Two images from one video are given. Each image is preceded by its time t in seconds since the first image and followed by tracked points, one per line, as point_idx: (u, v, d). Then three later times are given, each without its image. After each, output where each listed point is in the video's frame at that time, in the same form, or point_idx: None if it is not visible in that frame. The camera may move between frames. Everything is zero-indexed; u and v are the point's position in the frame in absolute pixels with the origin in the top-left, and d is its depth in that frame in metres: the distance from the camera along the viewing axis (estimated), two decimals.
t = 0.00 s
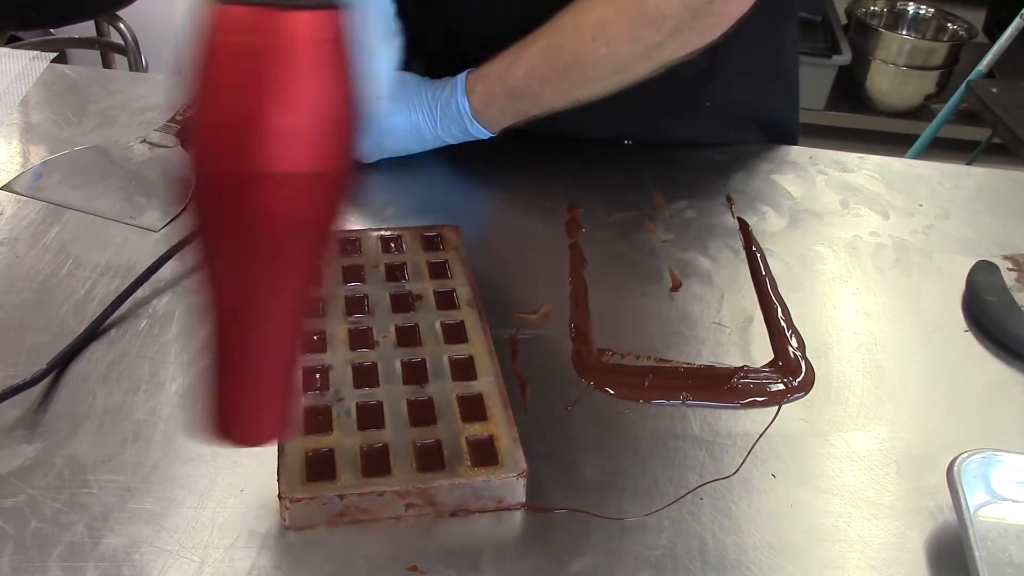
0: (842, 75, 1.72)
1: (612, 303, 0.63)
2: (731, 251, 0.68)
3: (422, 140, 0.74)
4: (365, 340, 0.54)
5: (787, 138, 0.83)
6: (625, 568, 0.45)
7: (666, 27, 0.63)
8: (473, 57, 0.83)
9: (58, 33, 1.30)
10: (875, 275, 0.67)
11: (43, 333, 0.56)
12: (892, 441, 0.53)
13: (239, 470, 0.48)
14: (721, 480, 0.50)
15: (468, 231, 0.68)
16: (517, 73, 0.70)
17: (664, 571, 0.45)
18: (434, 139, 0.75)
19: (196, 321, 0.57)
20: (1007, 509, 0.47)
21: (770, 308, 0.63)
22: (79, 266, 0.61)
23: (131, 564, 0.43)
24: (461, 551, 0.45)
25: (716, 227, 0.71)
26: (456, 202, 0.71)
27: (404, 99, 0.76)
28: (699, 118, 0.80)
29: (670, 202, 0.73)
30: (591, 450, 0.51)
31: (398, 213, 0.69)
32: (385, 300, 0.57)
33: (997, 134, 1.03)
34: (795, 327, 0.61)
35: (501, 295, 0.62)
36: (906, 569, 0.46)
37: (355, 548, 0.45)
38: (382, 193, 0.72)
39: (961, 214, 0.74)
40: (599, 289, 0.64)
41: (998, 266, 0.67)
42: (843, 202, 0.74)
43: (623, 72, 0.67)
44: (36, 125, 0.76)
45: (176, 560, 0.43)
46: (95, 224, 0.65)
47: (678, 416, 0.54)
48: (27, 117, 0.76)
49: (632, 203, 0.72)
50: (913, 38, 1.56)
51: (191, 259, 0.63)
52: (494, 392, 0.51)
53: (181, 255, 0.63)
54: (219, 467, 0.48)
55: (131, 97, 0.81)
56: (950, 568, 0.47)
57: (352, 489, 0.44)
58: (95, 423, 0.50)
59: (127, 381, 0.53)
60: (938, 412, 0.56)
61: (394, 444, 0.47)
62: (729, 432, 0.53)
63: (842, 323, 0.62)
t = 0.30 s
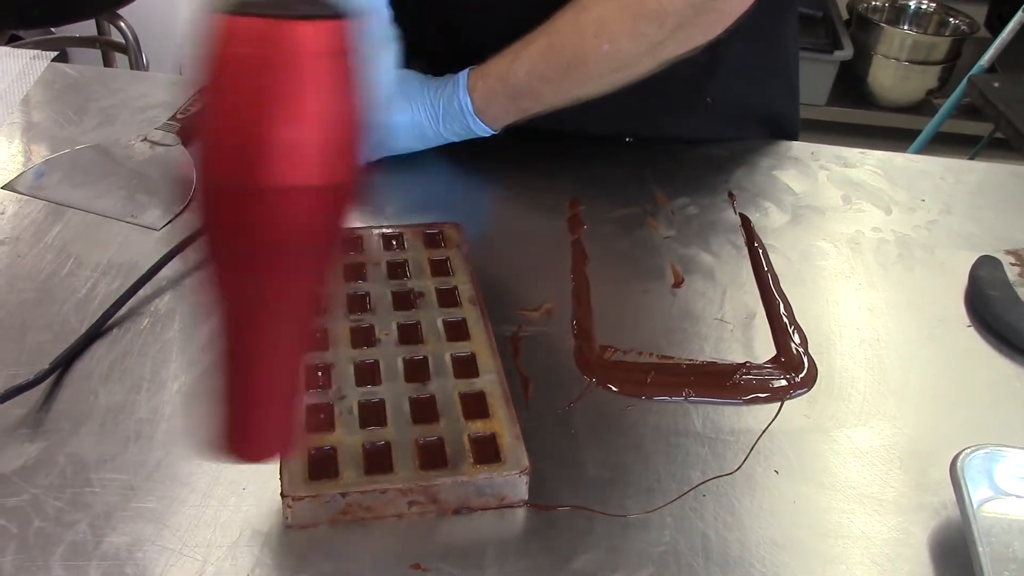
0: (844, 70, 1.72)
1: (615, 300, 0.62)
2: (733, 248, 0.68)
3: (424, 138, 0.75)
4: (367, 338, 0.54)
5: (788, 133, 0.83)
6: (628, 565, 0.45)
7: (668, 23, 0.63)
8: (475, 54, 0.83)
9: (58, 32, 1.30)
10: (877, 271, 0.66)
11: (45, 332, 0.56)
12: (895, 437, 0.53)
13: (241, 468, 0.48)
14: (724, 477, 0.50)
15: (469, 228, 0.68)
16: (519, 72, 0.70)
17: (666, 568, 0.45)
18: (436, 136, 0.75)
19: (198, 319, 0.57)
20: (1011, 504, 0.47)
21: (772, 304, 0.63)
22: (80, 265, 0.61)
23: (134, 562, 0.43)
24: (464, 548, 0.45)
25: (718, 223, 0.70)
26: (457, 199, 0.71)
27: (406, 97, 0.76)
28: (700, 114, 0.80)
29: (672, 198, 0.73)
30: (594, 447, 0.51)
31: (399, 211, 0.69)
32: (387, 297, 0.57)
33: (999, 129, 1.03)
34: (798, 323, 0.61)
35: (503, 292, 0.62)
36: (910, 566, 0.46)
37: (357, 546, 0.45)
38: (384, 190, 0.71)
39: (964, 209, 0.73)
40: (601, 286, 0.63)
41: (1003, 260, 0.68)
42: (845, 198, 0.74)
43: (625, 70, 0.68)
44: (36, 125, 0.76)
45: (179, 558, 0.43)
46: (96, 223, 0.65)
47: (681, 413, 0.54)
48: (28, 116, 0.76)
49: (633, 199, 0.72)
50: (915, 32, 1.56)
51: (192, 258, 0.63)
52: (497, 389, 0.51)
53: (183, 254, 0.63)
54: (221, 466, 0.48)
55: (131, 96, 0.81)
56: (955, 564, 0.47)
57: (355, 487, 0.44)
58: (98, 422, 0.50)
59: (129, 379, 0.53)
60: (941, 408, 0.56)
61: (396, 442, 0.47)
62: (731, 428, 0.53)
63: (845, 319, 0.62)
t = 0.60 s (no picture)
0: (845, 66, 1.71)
1: (615, 298, 0.62)
2: (734, 245, 0.68)
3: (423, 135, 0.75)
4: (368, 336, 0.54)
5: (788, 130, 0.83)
6: (629, 563, 0.45)
7: (664, 21, 0.62)
8: (474, 51, 0.83)
9: (59, 32, 1.30)
10: (878, 268, 0.66)
11: (46, 332, 0.56)
12: (896, 434, 0.53)
13: (243, 468, 0.48)
14: (725, 475, 0.50)
15: (470, 227, 0.68)
16: (518, 69, 0.69)
17: (667, 567, 0.45)
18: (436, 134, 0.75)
19: (199, 319, 0.58)
20: (1012, 501, 0.47)
21: (773, 301, 0.62)
22: (81, 264, 0.61)
23: (135, 562, 0.43)
24: (465, 547, 0.45)
25: (719, 221, 0.70)
26: (459, 198, 0.71)
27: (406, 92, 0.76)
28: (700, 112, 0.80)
29: (672, 196, 0.73)
30: (594, 445, 0.51)
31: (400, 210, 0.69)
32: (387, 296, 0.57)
33: (1001, 125, 1.03)
34: (799, 320, 0.61)
35: (503, 291, 0.62)
36: (911, 564, 0.46)
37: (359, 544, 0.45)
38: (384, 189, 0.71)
39: (965, 206, 0.73)
40: (602, 284, 0.63)
41: (1003, 257, 0.67)
42: (846, 194, 0.74)
43: (621, 68, 0.67)
44: (37, 124, 0.76)
45: (180, 558, 0.43)
46: (97, 223, 0.65)
47: (681, 411, 0.54)
48: (28, 116, 0.76)
49: (634, 197, 0.72)
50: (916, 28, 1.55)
51: (193, 257, 0.63)
52: (497, 387, 0.51)
53: (183, 253, 0.63)
54: (222, 465, 0.48)
55: (132, 95, 0.81)
56: (957, 562, 0.46)
57: (355, 486, 0.45)
58: (99, 422, 0.50)
59: (131, 379, 0.53)
60: (943, 406, 0.55)
61: (397, 440, 0.47)
62: (732, 426, 0.53)
63: (846, 316, 0.62)
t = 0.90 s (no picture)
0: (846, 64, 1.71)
1: (615, 297, 0.62)
2: (733, 244, 0.68)
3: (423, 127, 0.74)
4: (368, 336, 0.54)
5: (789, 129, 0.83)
6: (628, 562, 0.45)
7: (666, 18, 0.62)
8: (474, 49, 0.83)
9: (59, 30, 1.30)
10: (879, 267, 0.66)
11: (46, 331, 0.56)
12: (896, 433, 0.53)
13: (242, 467, 0.48)
14: (725, 474, 0.50)
15: (470, 226, 0.68)
16: (519, 64, 0.70)
17: (667, 566, 0.45)
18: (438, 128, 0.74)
19: (198, 318, 0.58)
20: (1013, 500, 0.47)
21: (773, 300, 0.62)
22: (81, 263, 0.61)
23: (135, 561, 0.43)
24: (465, 546, 0.45)
25: (719, 219, 0.70)
26: (459, 196, 0.71)
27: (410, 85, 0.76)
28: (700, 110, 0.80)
29: (672, 195, 0.73)
30: (594, 444, 0.51)
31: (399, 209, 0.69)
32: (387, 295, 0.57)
33: (1002, 123, 1.03)
34: (798, 319, 0.61)
35: (503, 289, 0.62)
36: (911, 563, 0.46)
37: (358, 544, 0.45)
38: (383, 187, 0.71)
39: (965, 205, 0.73)
40: (602, 283, 0.63)
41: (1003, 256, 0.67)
42: (846, 193, 0.74)
43: (622, 64, 0.67)
44: (37, 123, 0.75)
45: (180, 557, 0.43)
46: (97, 222, 0.65)
47: (681, 410, 0.54)
48: (28, 115, 0.76)
49: (634, 196, 0.72)
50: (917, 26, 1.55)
51: (193, 256, 0.63)
52: (497, 386, 0.51)
53: (183, 252, 0.63)
54: (221, 465, 0.48)
55: (132, 94, 0.81)
56: (956, 561, 0.46)
57: (355, 486, 0.45)
58: (99, 421, 0.50)
59: (131, 378, 0.53)
60: (943, 405, 0.55)
61: (397, 439, 0.47)
62: (732, 425, 0.53)
63: (846, 315, 0.62)
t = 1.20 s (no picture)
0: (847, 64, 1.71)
1: (615, 297, 0.62)
2: (733, 244, 0.68)
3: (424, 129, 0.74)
4: (367, 334, 0.54)
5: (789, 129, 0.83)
6: (627, 562, 0.45)
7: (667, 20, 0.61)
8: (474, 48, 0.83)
9: (60, 28, 1.30)
10: (878, 267, 0.66)
11: (46, 329, 0.56)
12: (896, 433, 0.53)
13: (242, 466, 0.48)
14: (724, 474, 0.50)
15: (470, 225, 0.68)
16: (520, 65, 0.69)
17: (666, 566, 0.45)
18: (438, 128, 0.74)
19: (199, 317, 0.58)
20: (1012, 501, 0.47)
21: (772, 300, 0.62)
22: (81, 262, 0.61)
23: (134, 560, 0.43)
24: (464, 545, 0.45)
25: (719, 220, 0.70)
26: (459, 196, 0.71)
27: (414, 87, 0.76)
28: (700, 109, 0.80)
29: (672, 194, 0.73)
30: (593, 444, 0.51)
31: (399, 208, 0.69)
32: (387, 294, 0.57)
33: (1002, 123, 1.03)
34: (798, 319, 0.61)
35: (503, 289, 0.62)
36: (910, 563, 0.46)
37: (357, 543, 0.45)
38: (384, 186, 0.71)
39: (965, 205, 0.73)
40: (602, 283, 0.63)
41: (1003, 256, 0.67)
42: (846, 194, 0.74)
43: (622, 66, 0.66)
44: (37, 121, 0.76)
45: (180, 556, 0.43)
46: (97, 221, 0.65)
47: (681, 410, 0.54)
48: (29, 113, 0.76)
49: (634, 195, 0.72)
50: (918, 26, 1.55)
51: (193, 255, 0.63)
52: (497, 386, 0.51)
53: (183, 251, 0.63)
54: (221, 463, 0.48)
55: (132, 92, 0.81)
56: (955, 562, 0.46)
57: (354, 485, 0.45)
58: (99, 420, 0.50)
59: (131, 377, 0.53)
60: (942, 405, 0.55)
61: (396, 438, 0.47)
62: (731, 425, 0.53)
63: (846, 315, 0.62)
